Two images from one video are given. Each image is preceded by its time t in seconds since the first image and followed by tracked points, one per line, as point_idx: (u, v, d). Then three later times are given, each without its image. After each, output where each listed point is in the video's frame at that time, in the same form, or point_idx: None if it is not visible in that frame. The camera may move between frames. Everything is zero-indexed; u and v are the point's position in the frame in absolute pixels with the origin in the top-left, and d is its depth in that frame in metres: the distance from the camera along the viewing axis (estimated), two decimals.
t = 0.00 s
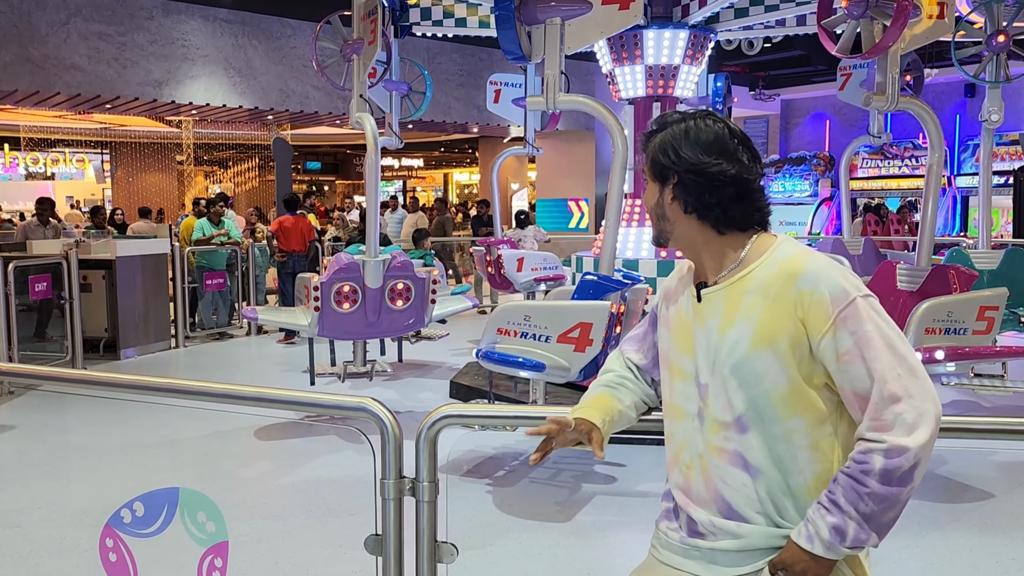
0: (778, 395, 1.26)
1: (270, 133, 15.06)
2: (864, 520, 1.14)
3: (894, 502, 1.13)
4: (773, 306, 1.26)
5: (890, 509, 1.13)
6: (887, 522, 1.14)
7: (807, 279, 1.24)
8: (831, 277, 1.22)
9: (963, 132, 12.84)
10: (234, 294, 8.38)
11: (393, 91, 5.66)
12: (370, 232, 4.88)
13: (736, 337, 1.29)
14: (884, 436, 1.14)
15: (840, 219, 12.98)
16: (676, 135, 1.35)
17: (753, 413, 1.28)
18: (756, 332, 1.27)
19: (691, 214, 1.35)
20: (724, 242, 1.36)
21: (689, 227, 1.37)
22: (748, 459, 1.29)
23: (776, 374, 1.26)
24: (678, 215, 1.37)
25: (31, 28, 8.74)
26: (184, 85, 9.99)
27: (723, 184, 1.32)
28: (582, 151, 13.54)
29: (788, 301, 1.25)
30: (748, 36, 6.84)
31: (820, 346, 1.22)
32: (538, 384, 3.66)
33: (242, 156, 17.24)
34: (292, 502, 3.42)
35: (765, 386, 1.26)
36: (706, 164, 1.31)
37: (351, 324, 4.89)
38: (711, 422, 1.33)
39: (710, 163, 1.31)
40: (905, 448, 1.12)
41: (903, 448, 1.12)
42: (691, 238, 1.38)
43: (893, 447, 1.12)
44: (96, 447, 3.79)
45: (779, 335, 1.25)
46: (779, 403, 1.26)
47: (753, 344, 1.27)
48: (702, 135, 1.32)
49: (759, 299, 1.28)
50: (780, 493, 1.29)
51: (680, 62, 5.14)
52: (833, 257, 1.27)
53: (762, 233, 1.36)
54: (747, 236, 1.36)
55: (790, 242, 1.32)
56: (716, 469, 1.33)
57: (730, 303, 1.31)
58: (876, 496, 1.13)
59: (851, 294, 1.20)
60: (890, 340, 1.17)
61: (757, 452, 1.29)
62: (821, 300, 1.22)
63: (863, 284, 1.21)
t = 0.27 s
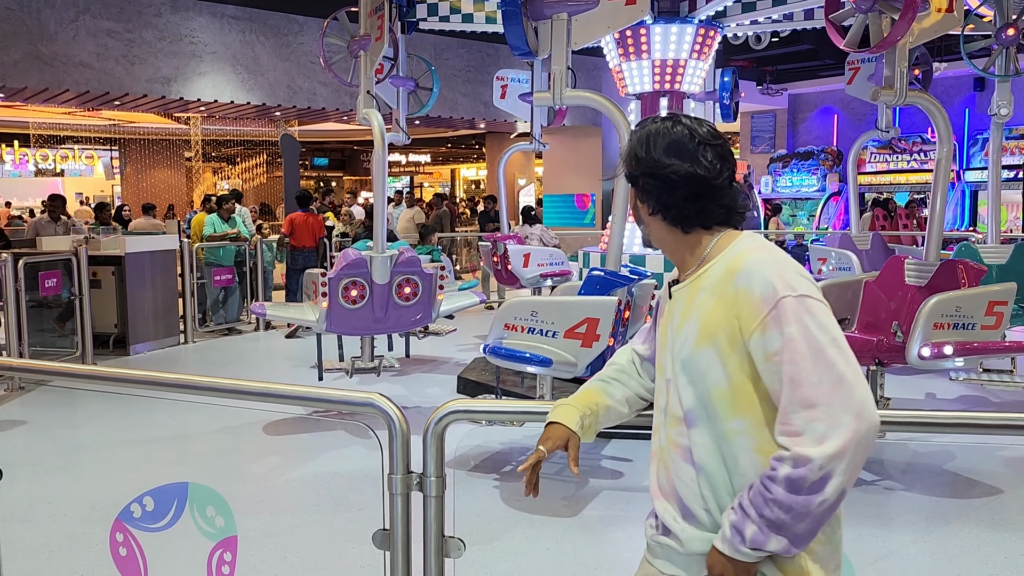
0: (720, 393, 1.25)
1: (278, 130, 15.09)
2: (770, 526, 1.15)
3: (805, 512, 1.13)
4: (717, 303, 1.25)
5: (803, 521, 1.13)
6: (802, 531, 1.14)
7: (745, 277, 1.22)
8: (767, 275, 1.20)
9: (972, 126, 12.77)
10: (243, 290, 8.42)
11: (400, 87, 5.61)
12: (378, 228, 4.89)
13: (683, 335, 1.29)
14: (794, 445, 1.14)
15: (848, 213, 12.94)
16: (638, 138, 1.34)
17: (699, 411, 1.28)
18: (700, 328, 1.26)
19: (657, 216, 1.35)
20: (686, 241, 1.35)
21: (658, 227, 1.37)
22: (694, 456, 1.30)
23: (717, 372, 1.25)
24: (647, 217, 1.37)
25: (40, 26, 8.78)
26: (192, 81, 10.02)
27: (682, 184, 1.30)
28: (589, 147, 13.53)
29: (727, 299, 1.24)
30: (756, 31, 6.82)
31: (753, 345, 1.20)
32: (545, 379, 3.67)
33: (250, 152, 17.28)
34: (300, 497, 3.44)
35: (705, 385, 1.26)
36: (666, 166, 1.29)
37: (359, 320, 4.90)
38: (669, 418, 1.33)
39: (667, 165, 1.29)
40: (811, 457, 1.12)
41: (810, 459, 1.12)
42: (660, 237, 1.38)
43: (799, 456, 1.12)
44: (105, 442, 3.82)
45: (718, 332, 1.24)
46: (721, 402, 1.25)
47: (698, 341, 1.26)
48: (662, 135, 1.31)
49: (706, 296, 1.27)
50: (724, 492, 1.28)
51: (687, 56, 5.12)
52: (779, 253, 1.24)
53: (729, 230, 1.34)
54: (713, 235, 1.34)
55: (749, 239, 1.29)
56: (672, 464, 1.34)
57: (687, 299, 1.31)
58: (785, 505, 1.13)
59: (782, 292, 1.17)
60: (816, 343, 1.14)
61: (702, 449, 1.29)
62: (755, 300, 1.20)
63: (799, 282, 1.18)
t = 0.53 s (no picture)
0: (659, 385, 1.27)
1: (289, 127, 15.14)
2: (676, 523, 1.18)
3: (708, 518, 1.14)
4: (660, 297, 1.27)
5: (706, 524, 1.14)
6: (702, 533, 1.15)
7: (677, 274, 1.23)
8: (695, 272, 1.21)
9: (987, 122, 12.66)
10: (256, 287, 8.46)
11: (410, 85, 5.58)
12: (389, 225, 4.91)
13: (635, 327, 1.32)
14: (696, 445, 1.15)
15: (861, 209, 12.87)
16: (616, 136, 1.38)
17: (646, 401, 1.30)
18: (647, 321, 1.29)
19: (634, 213, 1.40)
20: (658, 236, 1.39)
21: (636, 223, 1.41)
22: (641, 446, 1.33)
23: (656, 365, 1.27)
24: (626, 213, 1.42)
25: (54, 25, 8.83)
26: (204, 80, 10.06)
27: (651, 184, 1.34)
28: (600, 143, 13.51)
29: (663, 295, 1.26)
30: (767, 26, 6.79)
31: (678, 341, 1.21)
32: (556, 375, 3.68)
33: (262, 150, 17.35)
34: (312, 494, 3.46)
35: (645, 377, 1.28)
36: (636, 166, 1.33)
37: (370, 317, 4.92)
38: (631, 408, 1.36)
39: (635, 166, 1.33)
40: (708, 458, 1.13)
41: (707, 461, 1.13)
42: (639, 231, 1.42)
43: (698, 458, 1.14)
44: (118, 438, 3.85)
45: (655, 326, 1.27)
46: (659, 394, 1.27)
47: (643, 334, 1.29)
48: (635, 135, 1.34)
49: (653, 290, 1.30)
50: (662, 483, 1.29)
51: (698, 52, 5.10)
52: (717, 249, 1.23)
53: (699, 226, 1.36)
54: (682, 231, 1.37)
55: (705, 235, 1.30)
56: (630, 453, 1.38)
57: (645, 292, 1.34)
58: (688, 506, 1.15)
59: (700, 290, 1.18)
60: (725, 343, 1.14)
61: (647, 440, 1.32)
62: (678, 297, 1.22)
63: (722, 279, 1.17)
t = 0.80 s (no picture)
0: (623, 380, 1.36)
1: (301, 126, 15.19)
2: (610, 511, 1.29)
3: (628, 511, 1.24)
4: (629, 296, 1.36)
5: (626, 515, 1.24)
6: (625, 523, 1.25)
7: (637, 277, 1.31)
8: (646, 275, 1.28)
9: (1002, 118, 12.55)
10: (268, 285, 8.50)
11: (422, 82, 5.59)
12: (400, 223, 4.91)
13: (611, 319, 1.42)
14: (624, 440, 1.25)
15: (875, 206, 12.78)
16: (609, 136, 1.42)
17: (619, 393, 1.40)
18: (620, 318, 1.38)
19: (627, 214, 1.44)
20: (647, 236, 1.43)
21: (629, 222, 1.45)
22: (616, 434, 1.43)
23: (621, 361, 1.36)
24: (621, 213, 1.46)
25: (67, 25, 8.89)
26: (217, 79, 10.10)
27: (642, 185, 1.37)
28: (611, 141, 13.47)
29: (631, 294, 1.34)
30: (779, 22, 6.75)
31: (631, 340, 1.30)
32: (567, 373, 3.67)
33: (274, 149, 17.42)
34: (323, 491, 3.47)
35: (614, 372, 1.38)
36: (627, 168, 1.37)
37: (381, 315, 4.92)
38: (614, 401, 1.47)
39: (625, 169, 1.37)
40: (632, 452, 1.23)
41: (630, 455, 1.23)
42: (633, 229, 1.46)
43: (625, 452, 1.24)
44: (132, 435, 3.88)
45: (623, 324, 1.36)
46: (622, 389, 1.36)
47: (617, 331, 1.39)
48: (625, 137, 1.37)
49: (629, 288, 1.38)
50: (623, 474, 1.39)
51: (710, 50, 5.08)
52: (673, 253, 1.28)
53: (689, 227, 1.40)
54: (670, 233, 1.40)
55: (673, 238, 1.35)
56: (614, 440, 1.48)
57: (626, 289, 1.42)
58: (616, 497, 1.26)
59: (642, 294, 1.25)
60: (654, 348, 1.22)
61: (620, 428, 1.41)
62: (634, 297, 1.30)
63: (665, 283, 1.24)
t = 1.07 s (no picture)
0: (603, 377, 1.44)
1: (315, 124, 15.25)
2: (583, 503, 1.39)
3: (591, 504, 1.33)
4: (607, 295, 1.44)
5: (587, 509, 1.34)
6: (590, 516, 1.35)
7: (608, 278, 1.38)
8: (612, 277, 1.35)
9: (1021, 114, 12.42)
10: (283, 283, 8.54)
11: (435, 81, 5.60)
12: (413, 221, 4.92)
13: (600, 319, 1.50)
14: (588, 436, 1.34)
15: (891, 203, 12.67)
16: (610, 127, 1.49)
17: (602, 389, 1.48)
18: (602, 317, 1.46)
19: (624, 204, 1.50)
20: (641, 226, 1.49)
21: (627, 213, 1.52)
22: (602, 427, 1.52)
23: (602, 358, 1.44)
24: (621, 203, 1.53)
25: (85, 24, 8.97)
26: (232, 77, 10.16)
27: (633, 176, 1.44)
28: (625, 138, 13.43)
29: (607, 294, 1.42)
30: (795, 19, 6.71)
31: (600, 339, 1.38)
32: (581, 370, 3.67)
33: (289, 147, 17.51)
34: (338, 488, 3.50)
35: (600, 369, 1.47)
36: (620, 159, 1.44)
37: (394, 312, 4.94)
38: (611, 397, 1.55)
39: (617, 160, 1.44)
40: (591, 449, 1.32)
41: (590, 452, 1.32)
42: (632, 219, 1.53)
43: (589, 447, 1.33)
44: (148, 432, 3.91)
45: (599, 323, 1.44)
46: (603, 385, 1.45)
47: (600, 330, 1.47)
48: (621, 129, 1.45)
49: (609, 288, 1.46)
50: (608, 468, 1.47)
51: (724, 47, 5.04)
52: (638, 254, 1.33)
53: (681, 219, 1.45)
54: (662, 224, 1.46)
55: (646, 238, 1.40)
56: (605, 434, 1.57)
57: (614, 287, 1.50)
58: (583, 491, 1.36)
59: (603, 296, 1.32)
60: (609, 350, 1.29)
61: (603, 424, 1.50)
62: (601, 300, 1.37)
63: (624, 285, 1.30)
